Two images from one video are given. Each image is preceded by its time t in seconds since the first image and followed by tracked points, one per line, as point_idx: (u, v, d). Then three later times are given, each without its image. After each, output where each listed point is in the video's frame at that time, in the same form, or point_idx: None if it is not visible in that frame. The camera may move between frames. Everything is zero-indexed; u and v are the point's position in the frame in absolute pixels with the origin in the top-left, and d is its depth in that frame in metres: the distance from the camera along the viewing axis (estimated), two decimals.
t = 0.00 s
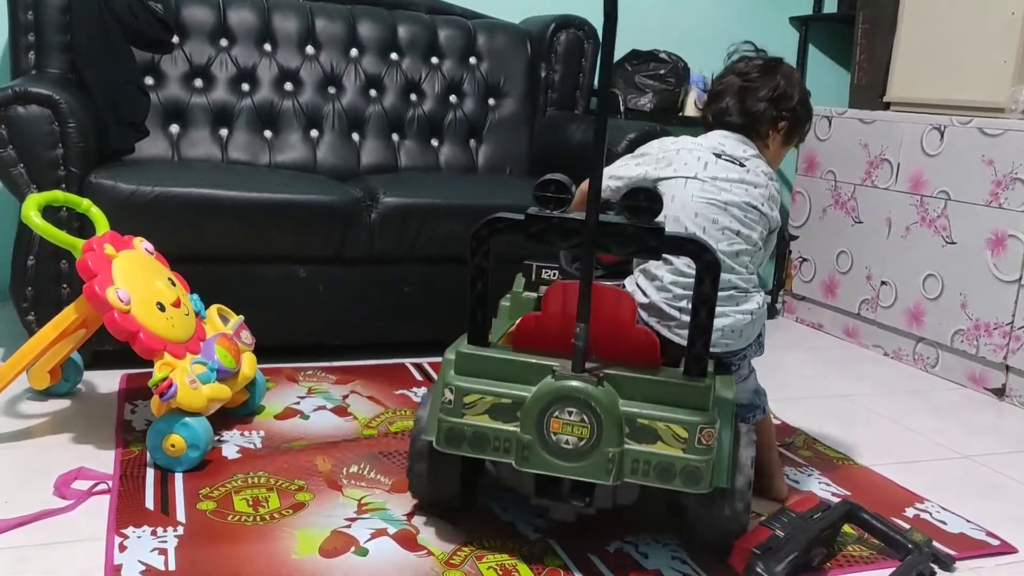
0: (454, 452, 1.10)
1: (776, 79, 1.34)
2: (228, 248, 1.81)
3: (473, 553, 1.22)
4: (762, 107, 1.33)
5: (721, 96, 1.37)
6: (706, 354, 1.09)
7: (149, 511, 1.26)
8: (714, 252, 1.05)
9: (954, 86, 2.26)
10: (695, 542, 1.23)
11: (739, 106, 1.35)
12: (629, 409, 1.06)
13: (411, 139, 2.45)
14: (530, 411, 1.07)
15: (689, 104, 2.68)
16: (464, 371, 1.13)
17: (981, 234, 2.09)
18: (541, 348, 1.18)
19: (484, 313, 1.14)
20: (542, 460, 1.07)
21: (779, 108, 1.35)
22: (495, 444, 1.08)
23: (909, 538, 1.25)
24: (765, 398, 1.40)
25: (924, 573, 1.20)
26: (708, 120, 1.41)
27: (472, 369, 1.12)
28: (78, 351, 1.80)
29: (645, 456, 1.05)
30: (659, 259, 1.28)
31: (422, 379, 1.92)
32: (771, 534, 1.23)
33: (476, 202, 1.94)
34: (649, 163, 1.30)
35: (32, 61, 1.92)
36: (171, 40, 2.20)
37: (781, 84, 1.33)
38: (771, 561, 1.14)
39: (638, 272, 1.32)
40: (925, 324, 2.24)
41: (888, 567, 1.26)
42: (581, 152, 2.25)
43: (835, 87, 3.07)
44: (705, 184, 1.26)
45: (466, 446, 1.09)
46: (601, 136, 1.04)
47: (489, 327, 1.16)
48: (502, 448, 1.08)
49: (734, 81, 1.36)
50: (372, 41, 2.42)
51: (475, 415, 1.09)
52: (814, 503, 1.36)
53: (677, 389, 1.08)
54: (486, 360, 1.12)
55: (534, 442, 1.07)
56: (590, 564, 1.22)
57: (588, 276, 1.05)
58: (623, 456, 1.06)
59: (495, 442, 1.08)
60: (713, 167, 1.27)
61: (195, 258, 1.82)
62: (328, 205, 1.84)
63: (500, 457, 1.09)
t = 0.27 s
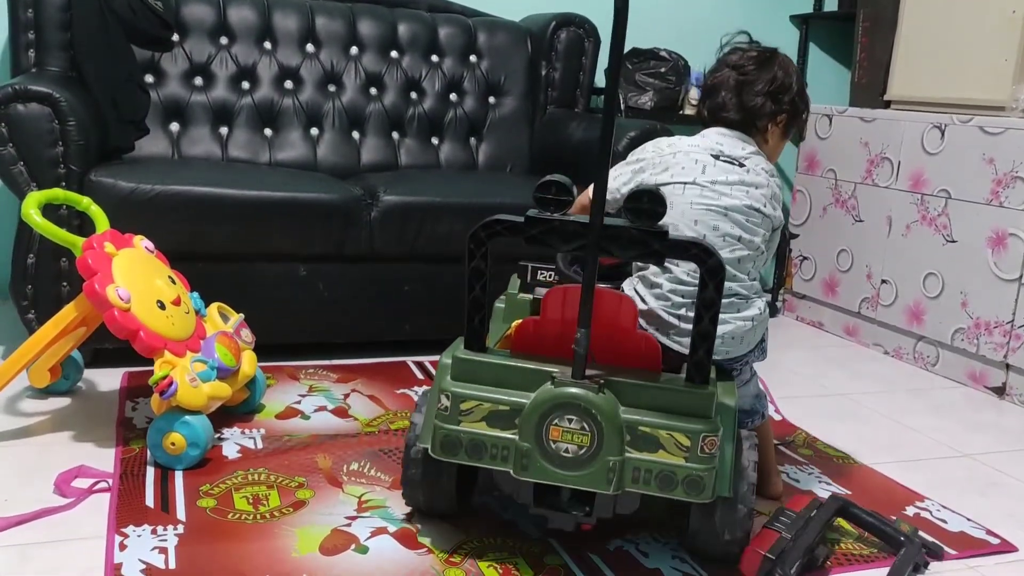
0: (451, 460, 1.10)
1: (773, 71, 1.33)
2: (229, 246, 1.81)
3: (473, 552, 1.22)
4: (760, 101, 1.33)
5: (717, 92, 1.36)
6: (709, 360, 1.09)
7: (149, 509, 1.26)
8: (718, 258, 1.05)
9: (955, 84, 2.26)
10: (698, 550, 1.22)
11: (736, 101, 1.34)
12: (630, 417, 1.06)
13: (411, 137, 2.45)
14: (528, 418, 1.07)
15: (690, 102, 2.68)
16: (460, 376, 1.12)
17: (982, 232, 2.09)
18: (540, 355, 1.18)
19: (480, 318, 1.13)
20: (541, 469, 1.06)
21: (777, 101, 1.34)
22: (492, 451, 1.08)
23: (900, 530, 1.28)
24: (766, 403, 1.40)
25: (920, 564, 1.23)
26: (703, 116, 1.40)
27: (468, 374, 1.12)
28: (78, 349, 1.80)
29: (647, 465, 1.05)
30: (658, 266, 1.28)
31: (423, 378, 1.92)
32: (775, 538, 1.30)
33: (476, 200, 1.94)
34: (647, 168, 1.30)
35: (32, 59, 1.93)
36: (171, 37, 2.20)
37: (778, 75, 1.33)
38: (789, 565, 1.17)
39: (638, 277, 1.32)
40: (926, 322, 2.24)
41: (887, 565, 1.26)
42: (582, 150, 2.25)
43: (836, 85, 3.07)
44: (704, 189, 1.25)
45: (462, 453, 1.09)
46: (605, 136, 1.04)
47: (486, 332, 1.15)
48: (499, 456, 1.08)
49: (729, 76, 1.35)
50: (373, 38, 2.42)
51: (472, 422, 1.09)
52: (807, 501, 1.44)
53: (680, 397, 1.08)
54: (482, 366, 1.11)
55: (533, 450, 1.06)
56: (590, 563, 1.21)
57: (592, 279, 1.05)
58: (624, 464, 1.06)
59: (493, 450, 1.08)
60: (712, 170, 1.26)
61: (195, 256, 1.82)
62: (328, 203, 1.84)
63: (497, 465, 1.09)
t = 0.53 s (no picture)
0: (450, 461, 1.10)
1: (765, 60, 1.33)
2: (229, 244, 1.81)
3: (473, 550, 1.22)
4: (755, 94, 1.33)
5: (710, 88, 1.35)
6: (710, 361, 1.09)
7: (150, 507, 1.27)
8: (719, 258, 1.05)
9: (955, 82, 2.26)
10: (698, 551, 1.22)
11: (731, 96, 1.34)
12: (630, 418, 1.06)
13: (411, 136, 2.44)
14: (528, 419, 1.07)
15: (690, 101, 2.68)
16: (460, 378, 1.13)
17: (982, 231, 2.09)
18: (539, 354, 1.17)
19: (478, 321, 1.14)
20: (541, 470, 1.06)
21: (772, 91, 1.34)
22: (491, 453, 1.08)
23: (896, 526, 1.29)
24: (765, 404, 1.40)
25: (915, 560, 1.24)
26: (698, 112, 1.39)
27: (467, 375, 1.12)
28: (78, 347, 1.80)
29: (647, 466, 1.06)
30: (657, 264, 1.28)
31: (423, 376, 1.92)
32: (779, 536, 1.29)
33: (476, 198, 1.94)
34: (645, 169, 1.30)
35: (32, 57, 1.93)
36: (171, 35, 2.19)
37: (771, 65, 1.33)
38: (793, 564, 1.16)
39: (636, 275, 1.32)
40: (926, 321, 2.24)
41: (887, 562, 1.26)
42: (582, 148, 2.25)
43: (836, 83, 3.07)
44: (704, 190, 1.25)
45: (461, 455, 1.09)
46: (604, 135, 1.03)
47: (484, 332, 1.15)
48: (499, 457, 1.08)
49: (722, 70, 1.34)
50: (373, 36, 2.42)
51: (471, 424, 1.09)
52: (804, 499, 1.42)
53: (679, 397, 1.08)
54: (480, 367, 1.11)
55: (532, 452, 1.06)
56: (590, 562, 1.21)
57: (591, 280, 1.05)
58: (624, 465, 1.06)
59: (492, 452, 1.08)
60: (711, 170, 1.26)
61: (195, 254, 1.82)
62: (328, 201, 1.84)
63: (496, 467, 1.09)
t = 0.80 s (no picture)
0: (451, 458, 1.10)
1: (758, 58, 1.33)
2: (229, 242, 1.81)
3: (473, 548, 1.22)
4: (750, 91, 1.33)
5: (705, 87, 1.35)
6: (709, 357, 1.09)
7: (150, 505, 1.27)
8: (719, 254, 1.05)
9: (956, 81, 2.26)
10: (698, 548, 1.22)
11: (726, 94, 1.33)
12: (631, 415, 1.06)
13: (412, 134, 2.44)
14: (528, 416, 1.07)
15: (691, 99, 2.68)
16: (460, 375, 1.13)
17: (983, 229, 2.09)
18: (540, 350, 1.18)
19: (479, 318, 1.13)
20: (541, 467, 1.06)
21: (765, 88, 1.34)
22: (492, 449, 1.09)
23: (897, 525, 1.28)
24: (763, 400, 1.40)
25: (917, 559, 1.24)
26: (693, 112, 1.39)
27: (468, 372, 1.12)
28: (79, 345, 1.80)
29: (647, 463, 1.06)
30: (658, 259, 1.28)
31: (424, 374, 1.92)
32: (780, 535, 1.27)
33: (477, 197, 1.94)
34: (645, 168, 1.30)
35: (32, 55, 1.92)
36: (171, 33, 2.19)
37: (765, 63, 1.33)
38: (793, 563, 1.16)
39: (637, 271, 1.32)
40: (927, 319, 2.24)
41: (887, 560, 1.26)
42: (583, 146, 2.24)
43: (836, 82, 3.07)
44: (704, 187, 1.25)
45: (462, 451, 1.09)
46: (604, 133, 1.03)
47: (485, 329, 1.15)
48: (499, 454, 1.09)
49: (716, 69, 1.34)
50: (373, 34, 2.42)
51: (472, 420, 1.09)
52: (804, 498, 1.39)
53: (679, 394, 1.08)
54: (481, 364, 1.11)
55: (532, 449, 1.07)
56: (590, 560, 1.22)
57: (591, 278, 1.05)
58: (624, 462, 1.06)
59: (493, 448, 1.08)
60: (710, 167, 1.26)
61: (196, 252, 1.82)
62: (328, 199, 1.84)
63: (497, 463, 1.09)
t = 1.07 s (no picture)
0: (453, 453, 1.10)
1: (748, 59, 1.33)
2: (230, 241, 1.81)
3: (473, 546, 1.22)
4: (739, 92, 1.33)
5: (696, 87, 1.35)
6: (710, 352, 1.09)
7: (151, 503, 1.27)
8: (719, 250, 1.05)
9: (957, 79, 2.26)
10: (698, 544, 1.22)
11: (717, 95, 1.33)
12: (632, 410, 1.07)
13: (413, 132, 2.44)
14: (530, 411, 1.07)
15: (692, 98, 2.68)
16: (464, 370, 1.13)
17: (984, 228, 2.08)
18: (544, 345, 1.18)
19: (482, 313, 1.14)
20: (542, 462, 1.07)
21: (754, 88, 1.35)
22: (495, 444, 1.08)
23: (898, 524, 1.28)
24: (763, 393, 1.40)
25: (918, 557, 1.24)
26: (683, 112, 1.38)
27: (470, 367, 1.12)
28: (80, 343, 1.80)
29: (648, 457, 1.06)
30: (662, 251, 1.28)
31: (425, 372, 1.92)
32: (781, 533, 1.24)
33: (478, 195, 1.94)
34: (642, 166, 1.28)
35: (32, 53, 1.92)
36: (172, 32, 2.19)
37: (754, 63, 1.33)
38: (794, 561, 1.16)
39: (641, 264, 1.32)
40: (928, 318, 2.24)
41: (888, 559, 1.26)
42: (584, 144, 2.24)
43: (837, 80, 3.07)
44: (703, 183, 1.25)
45: (465, 446, 1.09)
46: (605, 132, 1.04)
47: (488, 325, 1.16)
48: (502, 449, 1.08)
49: (706, 69, 1.34)
50: (374, 33, 2.42)
51: (474, 415, 1.09)
52: (804, 495, 1.37)
53: (681, 389, 1.08)
54: (484, 359, 1.12)
55: (534, 443, 1.07)
56: (591, 558, 1.22)
57: (592, 276, 1.04)
58: (626, 457, 1.06)
59: (495, 443, 1.08)
60: (709, 163, 1.26)
61: (197, 251, 1.82)
62: (329, 198, 1.84)
63: (500, 458, 1.09)
